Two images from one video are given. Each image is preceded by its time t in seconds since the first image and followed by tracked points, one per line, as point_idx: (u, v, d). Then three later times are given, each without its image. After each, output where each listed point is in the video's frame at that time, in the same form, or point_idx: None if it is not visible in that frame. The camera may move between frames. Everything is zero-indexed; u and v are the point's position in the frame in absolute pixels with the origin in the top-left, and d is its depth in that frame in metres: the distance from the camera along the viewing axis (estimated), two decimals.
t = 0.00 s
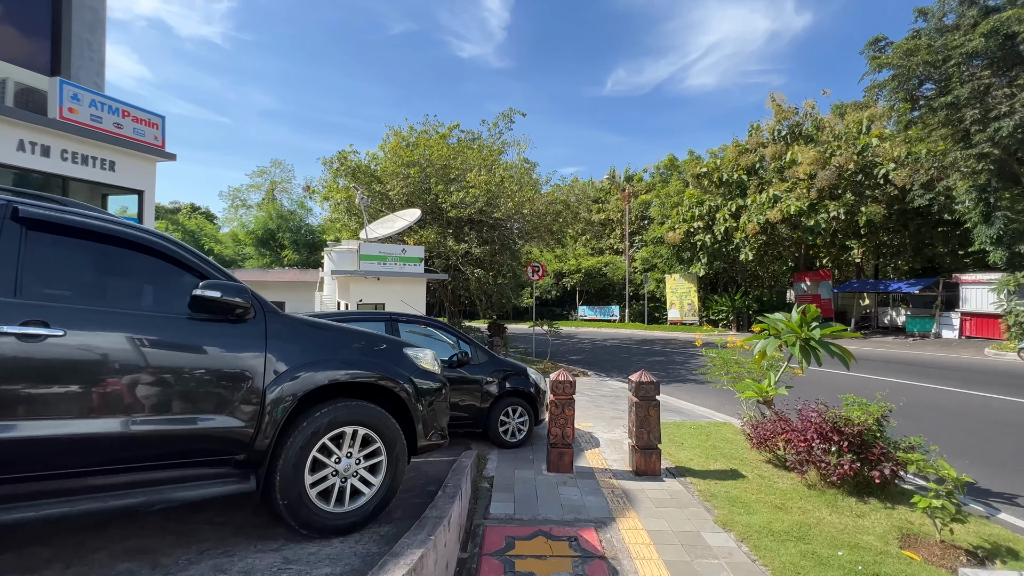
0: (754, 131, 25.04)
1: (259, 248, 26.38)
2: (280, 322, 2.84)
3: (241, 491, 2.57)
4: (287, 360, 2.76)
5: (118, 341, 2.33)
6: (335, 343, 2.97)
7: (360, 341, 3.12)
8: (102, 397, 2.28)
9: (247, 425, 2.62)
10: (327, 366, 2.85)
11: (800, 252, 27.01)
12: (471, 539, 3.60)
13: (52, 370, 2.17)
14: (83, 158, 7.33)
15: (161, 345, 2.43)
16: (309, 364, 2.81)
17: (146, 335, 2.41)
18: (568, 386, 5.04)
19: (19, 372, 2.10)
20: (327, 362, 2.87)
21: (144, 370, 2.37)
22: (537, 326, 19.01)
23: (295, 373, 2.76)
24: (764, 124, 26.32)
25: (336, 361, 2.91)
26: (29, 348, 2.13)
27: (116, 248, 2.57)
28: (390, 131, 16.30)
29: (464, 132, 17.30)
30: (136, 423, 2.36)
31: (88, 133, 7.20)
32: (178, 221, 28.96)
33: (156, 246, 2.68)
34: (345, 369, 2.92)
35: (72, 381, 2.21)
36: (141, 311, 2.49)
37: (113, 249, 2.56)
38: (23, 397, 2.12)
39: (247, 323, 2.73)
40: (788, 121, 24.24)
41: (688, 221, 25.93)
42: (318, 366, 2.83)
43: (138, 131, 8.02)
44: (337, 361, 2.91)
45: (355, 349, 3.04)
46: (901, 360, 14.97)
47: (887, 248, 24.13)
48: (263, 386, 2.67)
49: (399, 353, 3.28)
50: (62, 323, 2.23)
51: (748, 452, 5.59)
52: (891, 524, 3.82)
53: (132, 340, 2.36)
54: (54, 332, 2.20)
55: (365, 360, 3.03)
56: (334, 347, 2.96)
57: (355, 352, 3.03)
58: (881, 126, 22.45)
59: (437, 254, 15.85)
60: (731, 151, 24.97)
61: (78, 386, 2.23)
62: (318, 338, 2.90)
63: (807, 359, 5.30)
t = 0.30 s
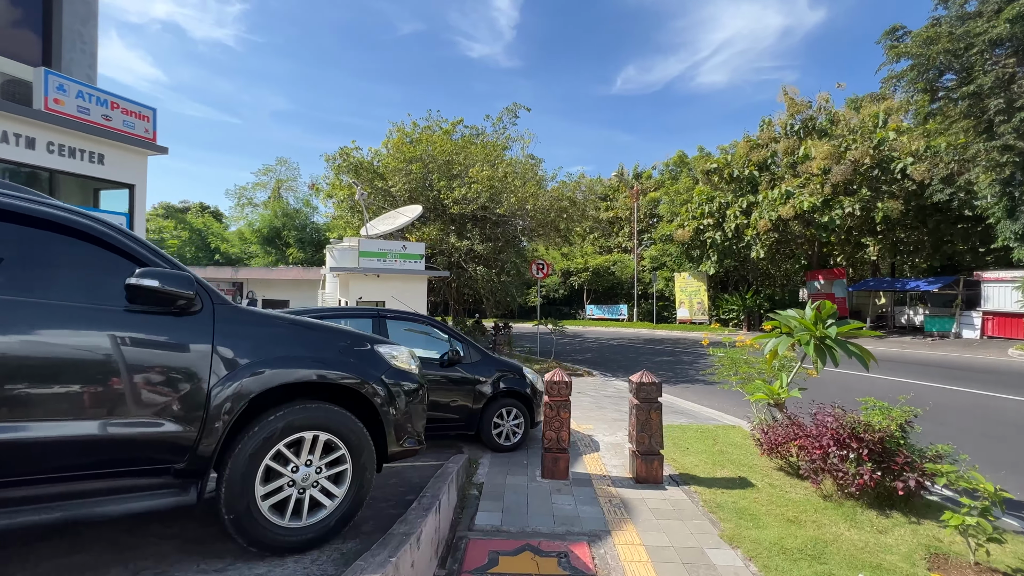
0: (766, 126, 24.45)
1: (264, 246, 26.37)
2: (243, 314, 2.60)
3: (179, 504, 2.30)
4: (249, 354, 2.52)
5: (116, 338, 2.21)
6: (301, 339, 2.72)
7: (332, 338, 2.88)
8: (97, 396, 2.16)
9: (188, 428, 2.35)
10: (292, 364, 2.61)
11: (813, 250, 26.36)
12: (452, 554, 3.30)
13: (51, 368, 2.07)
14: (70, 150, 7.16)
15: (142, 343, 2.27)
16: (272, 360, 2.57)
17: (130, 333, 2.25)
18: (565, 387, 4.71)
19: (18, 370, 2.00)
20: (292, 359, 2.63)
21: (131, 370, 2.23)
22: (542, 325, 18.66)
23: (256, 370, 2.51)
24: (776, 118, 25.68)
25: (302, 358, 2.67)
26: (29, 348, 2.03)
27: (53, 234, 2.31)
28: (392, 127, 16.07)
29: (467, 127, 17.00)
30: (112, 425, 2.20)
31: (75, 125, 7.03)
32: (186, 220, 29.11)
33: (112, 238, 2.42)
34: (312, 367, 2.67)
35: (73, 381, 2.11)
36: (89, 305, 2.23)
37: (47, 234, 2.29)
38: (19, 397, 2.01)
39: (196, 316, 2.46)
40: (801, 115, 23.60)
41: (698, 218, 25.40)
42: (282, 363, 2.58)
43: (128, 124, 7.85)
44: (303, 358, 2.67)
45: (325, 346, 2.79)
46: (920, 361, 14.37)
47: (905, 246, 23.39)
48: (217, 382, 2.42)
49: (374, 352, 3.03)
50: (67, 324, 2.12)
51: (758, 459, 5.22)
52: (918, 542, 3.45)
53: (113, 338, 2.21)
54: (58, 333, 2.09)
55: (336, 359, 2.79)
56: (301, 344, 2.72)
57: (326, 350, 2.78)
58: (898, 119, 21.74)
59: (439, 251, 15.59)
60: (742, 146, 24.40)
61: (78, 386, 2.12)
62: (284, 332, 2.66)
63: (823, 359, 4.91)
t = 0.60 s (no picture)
0: (777, 121, 23.84)
1: (269, 245, 26.37)
2: (193, 313, 2.34)
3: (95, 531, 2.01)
4: (196, 357, 2.26)
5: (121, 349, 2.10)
6: (258, 343, 2.46)
7: (295, 342, 2.61)
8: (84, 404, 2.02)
9: (109, 443, 2.07)
10: (245, 369, 2.34)
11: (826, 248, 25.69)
12: None
13: (51, 374, 1.96)
14: (56, 144, 6.99)
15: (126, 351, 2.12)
16: (223, 364, 2.31)
17: (108, 337, 2.09)
18: (560, 392, 4.38)
19: (21, 377, 1.91)
20: (247, 364, 2.36)
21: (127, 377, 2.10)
22: (546, 324, 18.31)
23: (203, 375, 2.24)
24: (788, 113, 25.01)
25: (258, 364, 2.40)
26: (33, 356, 1.93)
27: None
28: (393, 123, 15.83)
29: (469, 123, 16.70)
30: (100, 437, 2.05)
31: (61, 118, 6.86)
32: (193, 219, 29.27)
33: (41, 231, 2.17)
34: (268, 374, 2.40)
35: (76, 388, 2.00)
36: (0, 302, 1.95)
37: None
38: (16, 405, 1.91)
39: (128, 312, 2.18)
40: (814, 109, 22.94)
41: (707, 215, 24.88)
42: (233, 368, 2.31)
43: (116, 118, 7.68)
44: (259, 363, 2.40)
45: (287, 350, 2.53)
46: (940, 363, 13.78)
47: (923, 243, 22.67)
48: (156, 387, 2.15)
49: (343, 358, 2.75)
50: (41, 332, 1.97)
51: (768, 470, 4.85)
52: (949, 570, 3.07)
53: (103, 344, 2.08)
54: (66, 340, 2.00)
55: (297, 364, 2.52)
56: (258, 347, 2.46)
57: (286, 355, 2.51)
58: (915, 113, 21.02)
59: (440, 249, 15.30)
60: (753, 142, 23.83)
61: (78, 393, 2.01)
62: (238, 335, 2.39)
63: (840, 363, 4.52)
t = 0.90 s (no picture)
0: (790, 114, 23.25)
1: (273, 242, 26.28)
2: (129, 301, 2.09)
3: None
4: (128, 351, 2.00)
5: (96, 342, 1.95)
6: (209, 337, 2.20)
7: (254, 336, 2.34)
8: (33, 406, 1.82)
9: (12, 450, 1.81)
10: (185, 365, 2.08)
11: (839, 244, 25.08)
12: None
13: (23, 370, 1.82)
14: (39, 134, 6.77)
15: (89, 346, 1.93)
16: (160, 359, 2.04)
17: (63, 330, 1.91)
18: (556, 393, 4.05)
19: None
20: (193, 361, 2.10)
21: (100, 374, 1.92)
22: (551, 322, 17.97)
23: (135, 371, 1.98)
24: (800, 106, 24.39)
25: (201, 359, 2.13)
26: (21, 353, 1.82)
27: None
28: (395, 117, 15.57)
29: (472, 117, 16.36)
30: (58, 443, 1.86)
31: (44, 106, 6.65)
32: (198, 216, 29.30)
33: None
34: (212, 371, 2.13)
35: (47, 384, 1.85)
36: None
37: None
38: None
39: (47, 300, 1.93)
40: (828, 101, 22.30)
41: (716, 211, 24.36)
42: (180, 365, 2.06)
43: (103, 107, 7.46)
44: (207, 360, 2.14)
45: (240, 345, 2.26)
46: (961, 363, 13.22)
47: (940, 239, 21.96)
48: (77, 384, 1.89)
49: (305, 354, 2.46)
50: None
51: (782, 476, 4.48)
52: None
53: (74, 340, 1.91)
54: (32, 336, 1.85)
55: (262, 364, 2.27)
56: (208, 342, 2.20)
57: (252, 353, 2.27)
58: (934, 104, 20.32)
59: (442, 244, 15.03)
60: (764, 136, 23.27)
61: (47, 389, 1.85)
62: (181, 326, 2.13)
63: (862, 361, 4.14)
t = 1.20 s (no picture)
0: (800, 108, 22.73)
1: (275, 239, 26.17)
2: (54, 302, 1.91)
3: None
4: (44, 355, 1.82)
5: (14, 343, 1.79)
6: (148, 341, 2.02)
7: (202, 342, 2.14)
8: None
9: None
10: (107, 371, 1.89)
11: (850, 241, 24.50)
12: None
13: None
14: (18, 125, 6.55)
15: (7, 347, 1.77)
16: (80, 365, 1.86)
17: None
18: (549, 398, 3.72)
19: None
20: (126, 369, 1.93)
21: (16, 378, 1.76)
22: (553, 321, 17.65)
23: (51, 379, 1.80)
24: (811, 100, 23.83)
25: (128, 366, 1.94)
26: None
27: None
28: (395, 112, 15.30)
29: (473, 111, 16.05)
30: None
31: (23, 96, 6.43)
32: (202, 214, 29.28)
33: None
34: (138, 380, 1.93)
35: None
36: None
37: None
38: None
39: None
40: (839, 94, 21.74)
41: (724, 208, 23.88)
42: (109, 374, 1.89)
43: (86, 98, 7.23)
44: (143, 368, 1.96)
45: (175, 350, 2.06)
46: (979, 364, 12.72)
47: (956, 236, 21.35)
48: None
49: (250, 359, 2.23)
50: None
51: (793, 489, 4.14)
52: None
53: None
54: None
55: (206, 375, 2.08)
56: (147, 347, 2.02)
57: (196, 362, 2.08)
58: (949, 96, 19.72)
59: (441, 241, 14.74)
60: (773, 130, 22.78)
61: None
62: (109, 328, 1.95)
63: (884, 365, 3.77)
